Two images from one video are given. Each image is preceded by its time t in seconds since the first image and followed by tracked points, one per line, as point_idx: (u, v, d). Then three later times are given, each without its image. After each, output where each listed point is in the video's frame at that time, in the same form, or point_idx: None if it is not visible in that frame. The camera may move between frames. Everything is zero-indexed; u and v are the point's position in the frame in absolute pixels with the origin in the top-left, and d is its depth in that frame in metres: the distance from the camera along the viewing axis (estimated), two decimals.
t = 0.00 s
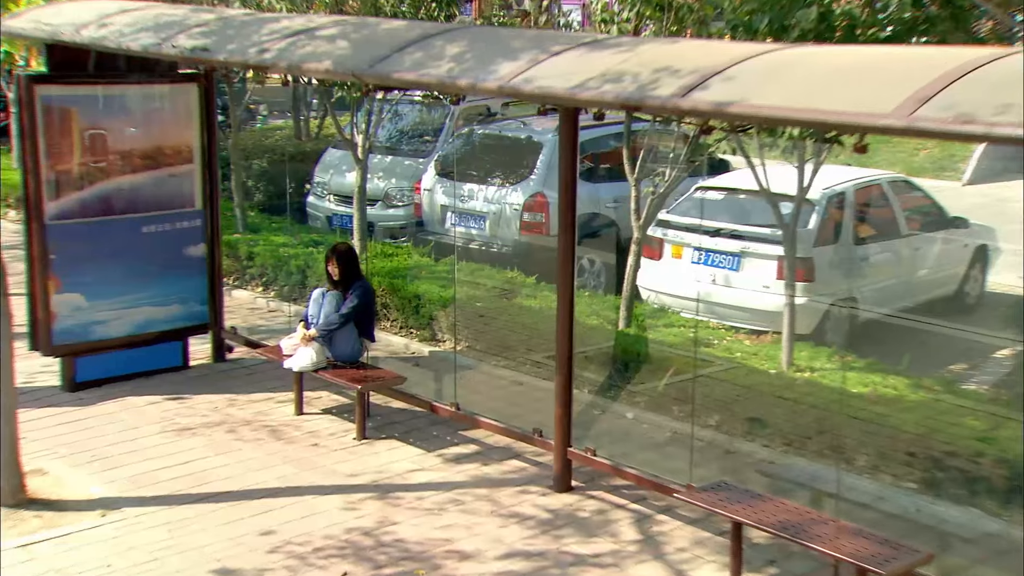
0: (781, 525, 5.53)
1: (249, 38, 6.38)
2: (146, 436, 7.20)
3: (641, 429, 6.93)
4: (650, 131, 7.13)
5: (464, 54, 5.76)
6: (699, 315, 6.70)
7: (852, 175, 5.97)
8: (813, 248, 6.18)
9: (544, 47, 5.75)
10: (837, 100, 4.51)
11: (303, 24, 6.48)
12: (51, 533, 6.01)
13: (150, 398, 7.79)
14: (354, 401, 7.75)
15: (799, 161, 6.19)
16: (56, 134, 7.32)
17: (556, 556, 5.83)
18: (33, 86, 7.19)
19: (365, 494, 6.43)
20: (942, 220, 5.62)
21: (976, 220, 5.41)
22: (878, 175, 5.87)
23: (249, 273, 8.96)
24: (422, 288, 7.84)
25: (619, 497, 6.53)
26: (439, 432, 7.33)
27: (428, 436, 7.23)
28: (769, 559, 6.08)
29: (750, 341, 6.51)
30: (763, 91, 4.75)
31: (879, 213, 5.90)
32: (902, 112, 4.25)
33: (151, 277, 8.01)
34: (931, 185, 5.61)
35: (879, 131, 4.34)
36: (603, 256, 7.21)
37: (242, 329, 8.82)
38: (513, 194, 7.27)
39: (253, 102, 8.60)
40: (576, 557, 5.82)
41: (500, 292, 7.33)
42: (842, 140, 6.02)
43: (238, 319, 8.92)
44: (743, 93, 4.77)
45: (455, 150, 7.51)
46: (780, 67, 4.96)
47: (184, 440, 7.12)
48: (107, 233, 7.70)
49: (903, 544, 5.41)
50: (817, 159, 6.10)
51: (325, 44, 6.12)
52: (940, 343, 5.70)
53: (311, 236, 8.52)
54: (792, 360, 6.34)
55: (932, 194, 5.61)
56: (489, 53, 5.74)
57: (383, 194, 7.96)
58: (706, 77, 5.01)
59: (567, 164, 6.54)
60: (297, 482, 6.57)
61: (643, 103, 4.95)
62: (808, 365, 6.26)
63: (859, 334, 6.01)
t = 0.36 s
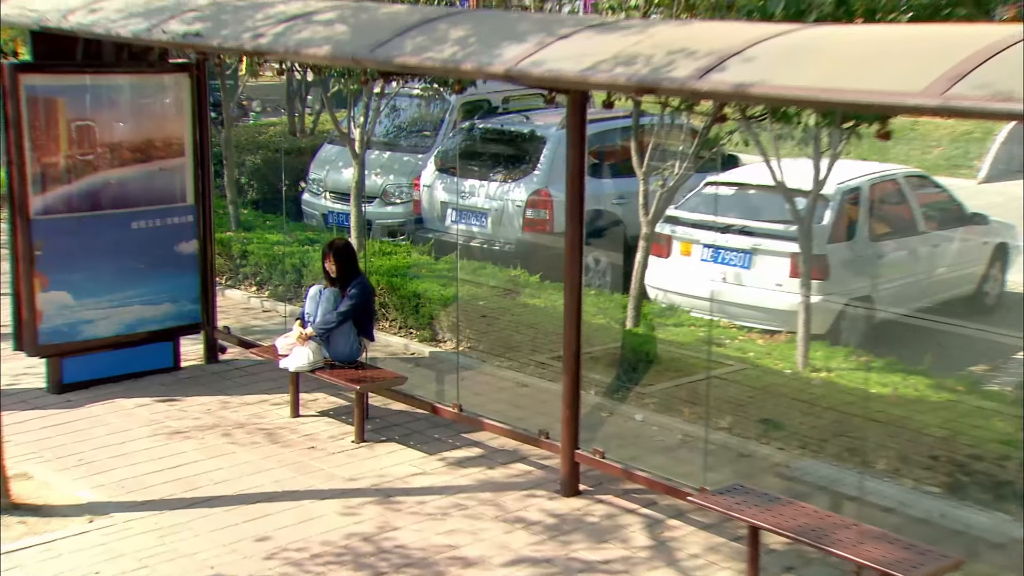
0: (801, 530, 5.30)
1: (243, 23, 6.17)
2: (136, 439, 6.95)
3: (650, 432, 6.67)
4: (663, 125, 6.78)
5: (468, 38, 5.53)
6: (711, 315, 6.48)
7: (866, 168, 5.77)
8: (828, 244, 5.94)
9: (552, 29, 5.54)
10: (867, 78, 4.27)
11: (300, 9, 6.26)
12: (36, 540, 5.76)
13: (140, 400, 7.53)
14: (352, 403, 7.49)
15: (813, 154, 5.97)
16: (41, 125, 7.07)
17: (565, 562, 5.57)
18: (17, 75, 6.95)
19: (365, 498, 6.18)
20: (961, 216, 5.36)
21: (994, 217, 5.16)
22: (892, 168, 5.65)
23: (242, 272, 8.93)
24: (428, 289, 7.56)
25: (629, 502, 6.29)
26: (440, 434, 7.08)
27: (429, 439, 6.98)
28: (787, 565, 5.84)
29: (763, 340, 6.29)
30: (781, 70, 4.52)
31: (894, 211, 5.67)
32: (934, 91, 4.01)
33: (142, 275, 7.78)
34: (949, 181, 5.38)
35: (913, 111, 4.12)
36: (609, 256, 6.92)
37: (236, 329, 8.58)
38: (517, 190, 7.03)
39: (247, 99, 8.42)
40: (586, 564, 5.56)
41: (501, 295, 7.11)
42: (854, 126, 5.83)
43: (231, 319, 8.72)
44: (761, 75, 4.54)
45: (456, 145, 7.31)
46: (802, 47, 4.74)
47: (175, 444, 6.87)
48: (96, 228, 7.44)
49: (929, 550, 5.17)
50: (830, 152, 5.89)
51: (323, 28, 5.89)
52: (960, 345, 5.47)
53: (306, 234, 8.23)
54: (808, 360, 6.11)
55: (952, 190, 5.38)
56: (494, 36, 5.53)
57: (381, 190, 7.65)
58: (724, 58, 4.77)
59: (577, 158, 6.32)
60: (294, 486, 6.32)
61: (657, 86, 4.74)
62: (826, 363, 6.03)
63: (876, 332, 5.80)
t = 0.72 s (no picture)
0: (831, 536, 5.03)
1: (241, 5, 5.97)
2: (128, 443, 6.65)
3: (667, 435, 6.35)
4: (678, 118, 6.33)
5: (480, 16, 5.27)
6: (728, 314, 6.16)
7: (891, 162, 5.45)
8: (852, 240, 5.64)
9: (568, 6, 5.28)
10: (909, 51, 3.97)
11: None
12: (22, 548, 5.46)
13: (131, 403, 7.24)
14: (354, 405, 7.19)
15: (841, 148, 5.59)
16: (29, 114, 6.80)
17: (581, 571, 5.28)
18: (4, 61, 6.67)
19: (368, 505, 5.89)
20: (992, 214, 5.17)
21: None
22: (920, 163, 5.36)
23: (239, 272, 8.48)
24: (432, 288, 7.29)
25: (646, 508, 6.01)
26: (447, 438, 6.78)
27: (435, 442, 6.69)
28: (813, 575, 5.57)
29: (785, 340, 5.96)
30: (815, 44, 4.23)
31: (920, 207, 5.41)
32: (985, 62, 3.71)
33: (133, 270, 7.54)
34: (978, 180, 5.18)
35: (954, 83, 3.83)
36: (621, 255, 6.57)
37: (233, 330, 8.29)
38: (525, 184, 6.69)
39: (242, 93, 8.15)
40: (603, 573, 5.27)
41: (508, 295, 6.85)
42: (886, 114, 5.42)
43: (227, 319, 8.39)
44: (793, 49, 4.23)
45: (462, 139, 7.00)
46: (835, 22, 4.43)
47: (169, 448, 6.58)
48: (85, 221, 7.20)
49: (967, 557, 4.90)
50: (858, 149, 5.52)
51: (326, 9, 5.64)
52: (994, 346, 5.30)
53: (305, 231, 7.96)
54: (835, 360, 5.80)
55: (984, 188, 5.16)
56: (506, 14, 5.27)
57: (385, 187, 7.38)
58: (753, 34, 4.47)
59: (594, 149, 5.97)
60: (294, 492, 6.03)
61: (682, 62, 4.46)
62: (853, 364, 5.74)
63: (903, 334, 5.56)
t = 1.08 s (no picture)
0: (864, 542, 4.82)
1: None
2: (128, 447, 6.43)
3: (688, 439, 6.21)
4: (699, 113, 6.08)
5: None
6: (750, 313, 5.97)
7: (921, 158, 5.23)
8: (879, 236, 5.42)
9: None
10: (950, 26, 3.76)
11: None
12: (18, 555, 5.24)
13: (132, 405, 7.01)
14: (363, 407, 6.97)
15: (871, 143, 5.36)
16: (26, 106, 6.62)
17: None
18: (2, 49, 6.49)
19: (378, 510, 5.66)
20: None
21: None
22: (951, 158, 5.12)
23: (243, 270, 8.31)
24: (444, 287, 7.05)
25: (667, 514, 5.79)
26: (458, 441, 6.56)
27: (447, 446, 6.46)
28: None
29: (811, 341, 5.76)
30: (852, 21, 4.02)
31: (950, 205, 5.19)
32: None
33: (134, 268, 7.35)
34: (1012, 178, 4.90)
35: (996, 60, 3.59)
36: (636, 254, 6.36)
37: (237, 331, 8.07)
38: (538, 181, 6.49)
39: (246, 91, 7.95)
40: None
41: (521, 295, 6.64)
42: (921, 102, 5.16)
43: (230, 319, 8.15)
44: (831, 26, 4.02)
45: (473, 135, 6.77)
46: None
47: (171, 451, 6.36)
48: (85, 216, 7.00)
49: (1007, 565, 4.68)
50: (888, 143, 5.29)
51: None
52: None
53: (312, 230, 7.77)
54: (862, 361, 5.59)
55: (1017, 186, 4.89)
56: None
57: (393, 185, 7.17)
58: (787, 11, 4.26)
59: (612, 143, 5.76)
60: (301, 497, 5.80)
61: (710, 42, 4.25)
62: (882, 366, 5.52)
63: (933, 335, 5.33)
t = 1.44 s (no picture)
0: (901, 547, 4.55)
1: None
2: (122, 447, 6.15)
3: (710, 441, 5.84)
4: (723, 101, 5.76)
5: None
6: (773, 308, 5.68)
7: (952, 146, 4.98)
8: (908, 230, 5.18)
9: None
10: None
11: None
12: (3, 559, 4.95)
13: (125, 405, 6.73)
14: (367, 407, 6.68)
15: (903, 131, 5.09)
16: (14, 91, 6.41)
17: None
18: None
19: (384, 513, 5.38)
20: None
21: None
22: (984, 147, 4.88)
23: (241, 267, 7.95)
24: (452, 283, 6.81)
25: (687, 518, 5.51)
26: (468, 442, 6.28)
27: (455, 447, 6.18)
28: None
29: (838, 337, 5.49)
30: None
31: (979, 199, 4.94)
32: None
33: (128, 262, 7.10)
34: None
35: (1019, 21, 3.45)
36: (653, 251, 6.16)
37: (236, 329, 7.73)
38: (550, 173, 6.22)
39: (244, 81, 7.69)
40: None
41: (533, 292, 6.38)
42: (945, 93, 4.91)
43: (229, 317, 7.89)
44: None
45: (481, 126, 6.49)
46: None
47: (167, 452, 6.08)
48: (76, 206, 6.75)
49: None
50: (920, 131, 5.04)
51: None
52: None
53: (313, 224, 7.49)
54: (892, 359, 5.36)
55: None
56: None
57: (398, 177, 6.92)
58: None
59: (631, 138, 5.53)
60: (303, 499, 5.52)
61: (740, 11, 4.01)
62: (915, 364, 5.28)
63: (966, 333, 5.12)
